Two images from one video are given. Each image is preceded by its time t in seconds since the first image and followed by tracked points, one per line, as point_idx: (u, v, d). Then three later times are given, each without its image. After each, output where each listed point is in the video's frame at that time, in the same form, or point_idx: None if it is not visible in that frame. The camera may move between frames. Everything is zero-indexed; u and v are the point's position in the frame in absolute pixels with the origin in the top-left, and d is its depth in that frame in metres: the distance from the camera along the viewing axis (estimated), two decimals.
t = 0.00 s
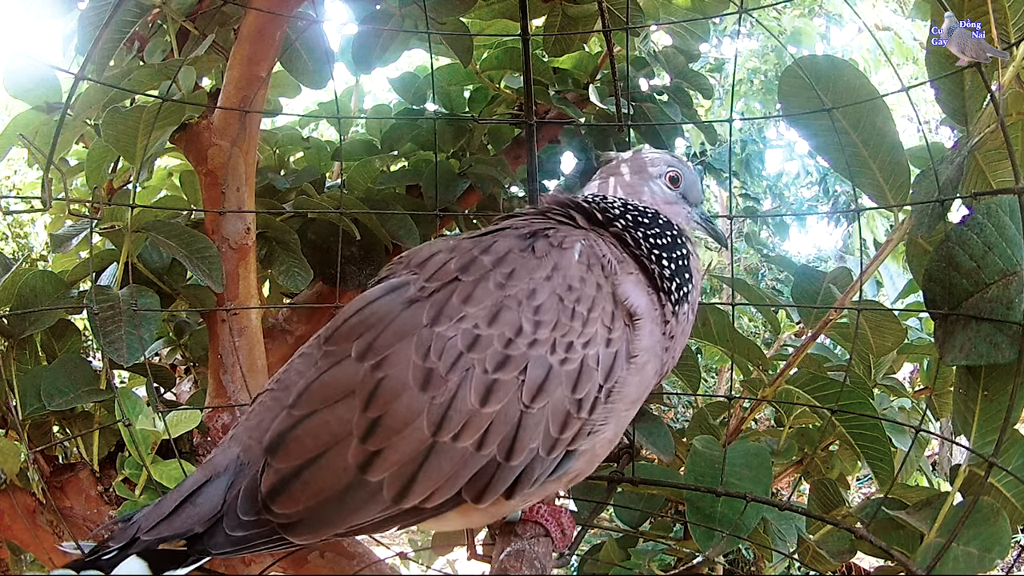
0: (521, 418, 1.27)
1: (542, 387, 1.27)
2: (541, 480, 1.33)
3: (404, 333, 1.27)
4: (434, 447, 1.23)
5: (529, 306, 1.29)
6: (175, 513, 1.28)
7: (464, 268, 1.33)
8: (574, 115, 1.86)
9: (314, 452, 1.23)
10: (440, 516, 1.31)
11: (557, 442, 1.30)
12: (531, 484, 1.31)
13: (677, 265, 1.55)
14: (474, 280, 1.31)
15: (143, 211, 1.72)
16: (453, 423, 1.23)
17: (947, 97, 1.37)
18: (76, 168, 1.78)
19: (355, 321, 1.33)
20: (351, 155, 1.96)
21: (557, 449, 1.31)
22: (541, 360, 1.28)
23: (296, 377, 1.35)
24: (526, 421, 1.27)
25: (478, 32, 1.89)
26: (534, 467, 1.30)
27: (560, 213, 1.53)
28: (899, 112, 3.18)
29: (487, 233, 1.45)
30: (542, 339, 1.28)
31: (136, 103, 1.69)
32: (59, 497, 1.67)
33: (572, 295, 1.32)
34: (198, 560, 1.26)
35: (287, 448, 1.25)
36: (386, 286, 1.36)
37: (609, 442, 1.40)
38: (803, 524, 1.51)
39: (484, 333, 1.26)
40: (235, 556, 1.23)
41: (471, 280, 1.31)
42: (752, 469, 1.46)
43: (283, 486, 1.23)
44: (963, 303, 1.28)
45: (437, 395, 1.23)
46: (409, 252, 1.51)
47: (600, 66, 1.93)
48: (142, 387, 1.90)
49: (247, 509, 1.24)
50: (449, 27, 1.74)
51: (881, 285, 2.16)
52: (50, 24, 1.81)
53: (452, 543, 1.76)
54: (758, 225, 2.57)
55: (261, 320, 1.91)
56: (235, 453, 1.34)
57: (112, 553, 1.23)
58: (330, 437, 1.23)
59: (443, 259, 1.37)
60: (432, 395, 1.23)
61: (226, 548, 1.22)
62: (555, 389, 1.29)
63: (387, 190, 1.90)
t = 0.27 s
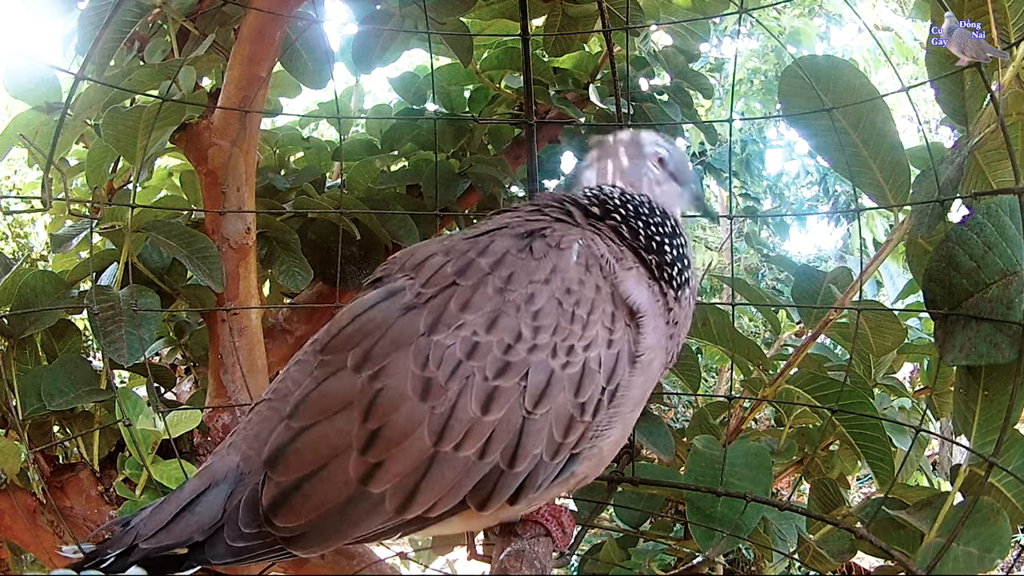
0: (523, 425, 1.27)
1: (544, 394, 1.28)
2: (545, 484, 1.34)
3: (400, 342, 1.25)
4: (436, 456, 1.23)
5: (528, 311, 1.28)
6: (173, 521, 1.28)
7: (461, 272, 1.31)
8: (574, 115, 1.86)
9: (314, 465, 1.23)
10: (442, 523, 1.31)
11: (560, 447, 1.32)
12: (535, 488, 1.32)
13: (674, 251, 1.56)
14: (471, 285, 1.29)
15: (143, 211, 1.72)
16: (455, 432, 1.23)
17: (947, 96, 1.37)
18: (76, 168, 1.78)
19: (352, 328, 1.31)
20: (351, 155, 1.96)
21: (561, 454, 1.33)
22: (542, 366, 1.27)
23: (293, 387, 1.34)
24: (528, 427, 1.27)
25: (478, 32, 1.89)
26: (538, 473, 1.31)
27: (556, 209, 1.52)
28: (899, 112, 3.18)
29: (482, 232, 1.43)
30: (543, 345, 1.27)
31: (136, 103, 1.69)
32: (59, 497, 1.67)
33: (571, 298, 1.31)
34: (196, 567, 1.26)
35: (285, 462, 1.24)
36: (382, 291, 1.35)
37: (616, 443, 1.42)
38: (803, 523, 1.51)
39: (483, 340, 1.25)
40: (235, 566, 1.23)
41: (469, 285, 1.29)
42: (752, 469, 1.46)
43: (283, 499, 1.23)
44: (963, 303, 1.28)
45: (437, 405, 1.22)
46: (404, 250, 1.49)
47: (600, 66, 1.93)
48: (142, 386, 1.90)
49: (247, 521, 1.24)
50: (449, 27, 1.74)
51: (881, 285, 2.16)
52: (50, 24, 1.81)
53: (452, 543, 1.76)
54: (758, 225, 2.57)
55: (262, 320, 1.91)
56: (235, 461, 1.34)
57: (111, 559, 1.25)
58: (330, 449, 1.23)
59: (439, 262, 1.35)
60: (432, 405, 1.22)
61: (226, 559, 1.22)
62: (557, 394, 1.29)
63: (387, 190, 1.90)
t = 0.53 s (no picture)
0: (538, 408, 1.27)
1: (559, 376, 1.27)
2: (559, 470, 1.33)
3: (417, 328, 1.27)
4: (450, 439, 1.23)
5: (544, 295, 1.29)
6: (183, 510, 1.28)
7: (477, 259, 1.33)
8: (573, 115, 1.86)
9: (328, 449, 1.23)
10: (454, 511, 1.30)
11: (575, 431, 1.31)
12: (548, 474, 1.31)
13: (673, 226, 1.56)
14: (488, 272, 1.31)
15: (143, 211, 1.72)
16: (469, 415, 1.23)
17: (947, 96, 1.37)
18: (75, 168, 1.78)
19: (366, 316, 1.32)
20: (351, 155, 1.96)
21: (575, 439, 1.32)
22: (557, 349, 1.28)
23: (305, 369, 1.36)
24: (543, 410, 1.27)
25: (478, 32, 1.89)
26: (552, 458, 1.30)
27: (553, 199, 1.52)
28: (899, 112, 3.18)
29: (496, 221, 1.45)
30: (558, 328, 1.28)
31: (136, 103, 1.69)
32: (59, 497, 1.67)
33: (586, 282, 1.33)
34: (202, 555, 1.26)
35: (299, 446, 1.24)
36: (396, 279, 1.36)
37: (632, 432, 1.42)
38: (803, 524, 1.52)
39: (499, 323, 1.26)
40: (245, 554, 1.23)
41: (485, 272, 1.31)
42: (752, 469, 1.46)
43: (296, 485, 1.23)
44: (962, 303, 1.28)
45: (452, 388, 1.23)
46: (417, 243, 1.50)
47: (600, 66, 1.93)
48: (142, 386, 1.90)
49: (258, 507, 1.24)
50: (449, 27, 1.74)
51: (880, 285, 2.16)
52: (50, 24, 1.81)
53: (452, 543, 1.77)
54: (758, 225, 2.57)
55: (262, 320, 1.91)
56: (245, 447, 1.34)
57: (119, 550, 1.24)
58: (343, 433, 1.23)
59: (455, 250, 1.36)
60: (447, 387, 1.23)
61: (237, 547, 1.22)
62: (572, 377, 1.29)
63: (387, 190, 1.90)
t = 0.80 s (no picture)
0: (536, 403, 1.27)
1: (556, 371, 1.27)
2: (556, 466, 1.33)
3: (416, 325, 1.27)
4: (450, 433, 1.23)
5: (541, 292, 1.29)
6: (185, 507, 1.27)
7: (475, 258, 1.33)
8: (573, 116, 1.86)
9: (328, 444, 1.23)
10: (454, 505, 1.30)
11: (572, 426, 1.30)
12: (546, 470, 1.31)
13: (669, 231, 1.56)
14: (486, 270, 1.31)
15: (143, 211, 1.72)
16: (468, 409, 1.23)
17: (948, 96, 1.37)
18: (75, 168, 1.78)
19: (366, 314, 1.32)
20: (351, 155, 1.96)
21: (573, 434, 1.31)
22: (554, 344, 1.27)
23: (307, 365, 1.36)
24: (541, 405, 1.27)
25: (478, 32, 1.89)
26: (550, 453, 1.30)
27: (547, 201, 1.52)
28: (899, 113, 3.18)
29: (493, 222, 1.45)
30: (555, 324, 1.28)
31: (136, 103, 1.69)
32: (59, 497, 1.67)
33: (582, 280, 1.32)
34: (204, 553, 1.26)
35: (300, 441, 1.25)
36: (396, 279, 1.36)
37: (626, 429, 1.41)
38: (803, 524, 1.51)
39: (497, 319, 1.26)
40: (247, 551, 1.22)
41: (483, 270, 1.31)
42: (752, 469, 1.46)
43: (297, 480, 1.23)
44: (963, 303, 1.28)
45: (451, 382, 1.23)
46: (417, 246, 1.49)
47: (600, 66, 1.93)
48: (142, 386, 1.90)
49: (260, 504, 1.24)
50: (449, 27, 1.74)
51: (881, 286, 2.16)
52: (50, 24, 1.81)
53: (452, 543, 1.76)
54: (758, 225, 2.56)
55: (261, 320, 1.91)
56: (247, 444, 1.33)
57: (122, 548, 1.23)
58: (343, 429, 1.23)
59: (453, 250, 1.36)
60: (447, 381, 1.23)
61: (238, 544, 1.22)
62: (568, 372, 1.28)
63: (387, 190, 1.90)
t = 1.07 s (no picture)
0: (535, 406, 1.27)
1: (555, 373, 1.27)
2: (557, 468, 1.33)
3: (415, 329, 1.27)
4: (450, 436, 1.23)
5: (538, 295, 1.29)
6: (185, 509, 1.28)
7: (473, 261, 1.33)
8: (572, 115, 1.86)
9: (329, 449, 1.23)
10: (454, 508, 1.31)
11: (571, 428, 1.31)
12: (546, 472, 1.32)
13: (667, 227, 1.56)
14: (483, 273, 1.31)
15: (143, 211, 1.72)
16: (468, 412, 1.23)
17: (947, 97, 1.37)
18: (76, 168, 1.78)
19: (365, 318, 1.32)
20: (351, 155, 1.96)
21: (572, 436, 1.31)
22: (553, 347, 1.28)
23: (307, 369, 1.36)
24: (540, 408, 1.27)
25: (478, 32, 1.89)
26: (550, 454, 1.30)
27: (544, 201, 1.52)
28: (899, 112, 3.19)
29: (491, 224, 1.45)
30: (553, 326, 1.28)
31: (136, 103, 1.69)
32: (59, 497, 1.67)
33: (580, 282, 1.32)
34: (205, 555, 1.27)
35: (301, 446, 1.25)
36: (394, 282, 1.36)
37: (625, 428, 1.42)
38: (803, 524, 1.52)
39: (495, 322, 1.26)
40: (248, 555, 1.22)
41: (481, 274, 1.31)
42: (752, 469, 1.46)
43: (299, 485, 1.23)
44: (963, 303, 1.28)
45: (450, 385, 1.23)
46: (416, 249, 1.50)
47: (601, 66, 1.93)
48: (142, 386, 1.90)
49: (261, 508, 1.24)
50: (449, 27, 1.74)
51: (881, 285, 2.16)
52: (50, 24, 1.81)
53: (452, 543, 1.76)
54: (758, 225, 2.57)
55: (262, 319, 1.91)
56: (247, 447, 1.34)
57: (122, 549, 1.24)
58: (344, 433, 1.23)
59: (451, 253, 1.37)
60: (446, 385, 1.23)
61: (239, 547, 1.22)
62: (567, 374, 1.29)
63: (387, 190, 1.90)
